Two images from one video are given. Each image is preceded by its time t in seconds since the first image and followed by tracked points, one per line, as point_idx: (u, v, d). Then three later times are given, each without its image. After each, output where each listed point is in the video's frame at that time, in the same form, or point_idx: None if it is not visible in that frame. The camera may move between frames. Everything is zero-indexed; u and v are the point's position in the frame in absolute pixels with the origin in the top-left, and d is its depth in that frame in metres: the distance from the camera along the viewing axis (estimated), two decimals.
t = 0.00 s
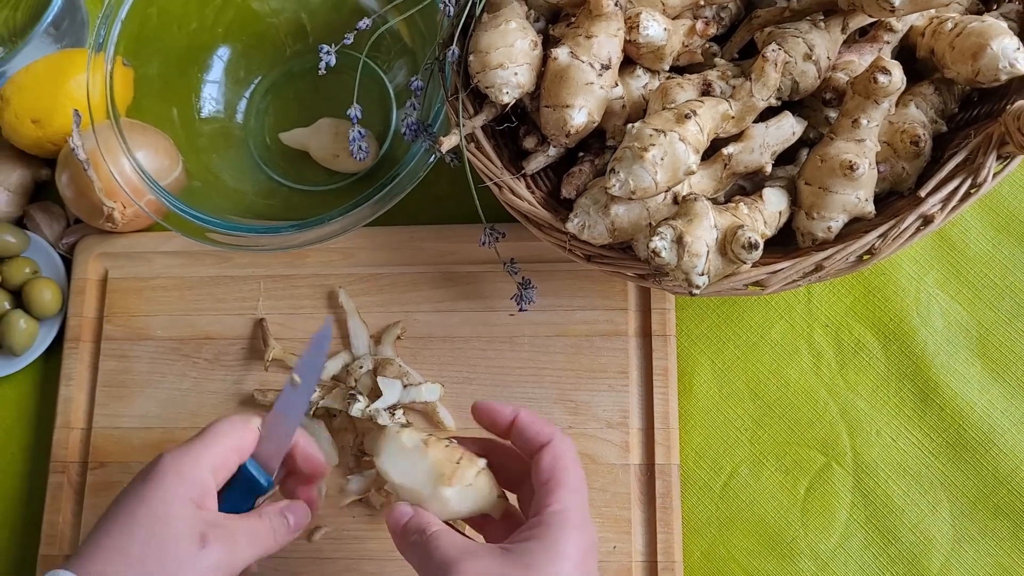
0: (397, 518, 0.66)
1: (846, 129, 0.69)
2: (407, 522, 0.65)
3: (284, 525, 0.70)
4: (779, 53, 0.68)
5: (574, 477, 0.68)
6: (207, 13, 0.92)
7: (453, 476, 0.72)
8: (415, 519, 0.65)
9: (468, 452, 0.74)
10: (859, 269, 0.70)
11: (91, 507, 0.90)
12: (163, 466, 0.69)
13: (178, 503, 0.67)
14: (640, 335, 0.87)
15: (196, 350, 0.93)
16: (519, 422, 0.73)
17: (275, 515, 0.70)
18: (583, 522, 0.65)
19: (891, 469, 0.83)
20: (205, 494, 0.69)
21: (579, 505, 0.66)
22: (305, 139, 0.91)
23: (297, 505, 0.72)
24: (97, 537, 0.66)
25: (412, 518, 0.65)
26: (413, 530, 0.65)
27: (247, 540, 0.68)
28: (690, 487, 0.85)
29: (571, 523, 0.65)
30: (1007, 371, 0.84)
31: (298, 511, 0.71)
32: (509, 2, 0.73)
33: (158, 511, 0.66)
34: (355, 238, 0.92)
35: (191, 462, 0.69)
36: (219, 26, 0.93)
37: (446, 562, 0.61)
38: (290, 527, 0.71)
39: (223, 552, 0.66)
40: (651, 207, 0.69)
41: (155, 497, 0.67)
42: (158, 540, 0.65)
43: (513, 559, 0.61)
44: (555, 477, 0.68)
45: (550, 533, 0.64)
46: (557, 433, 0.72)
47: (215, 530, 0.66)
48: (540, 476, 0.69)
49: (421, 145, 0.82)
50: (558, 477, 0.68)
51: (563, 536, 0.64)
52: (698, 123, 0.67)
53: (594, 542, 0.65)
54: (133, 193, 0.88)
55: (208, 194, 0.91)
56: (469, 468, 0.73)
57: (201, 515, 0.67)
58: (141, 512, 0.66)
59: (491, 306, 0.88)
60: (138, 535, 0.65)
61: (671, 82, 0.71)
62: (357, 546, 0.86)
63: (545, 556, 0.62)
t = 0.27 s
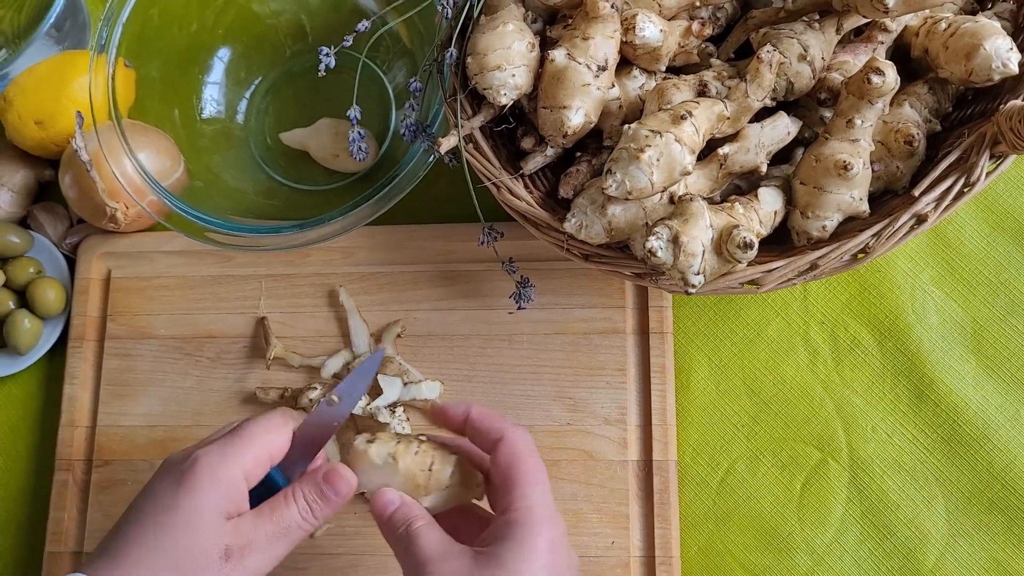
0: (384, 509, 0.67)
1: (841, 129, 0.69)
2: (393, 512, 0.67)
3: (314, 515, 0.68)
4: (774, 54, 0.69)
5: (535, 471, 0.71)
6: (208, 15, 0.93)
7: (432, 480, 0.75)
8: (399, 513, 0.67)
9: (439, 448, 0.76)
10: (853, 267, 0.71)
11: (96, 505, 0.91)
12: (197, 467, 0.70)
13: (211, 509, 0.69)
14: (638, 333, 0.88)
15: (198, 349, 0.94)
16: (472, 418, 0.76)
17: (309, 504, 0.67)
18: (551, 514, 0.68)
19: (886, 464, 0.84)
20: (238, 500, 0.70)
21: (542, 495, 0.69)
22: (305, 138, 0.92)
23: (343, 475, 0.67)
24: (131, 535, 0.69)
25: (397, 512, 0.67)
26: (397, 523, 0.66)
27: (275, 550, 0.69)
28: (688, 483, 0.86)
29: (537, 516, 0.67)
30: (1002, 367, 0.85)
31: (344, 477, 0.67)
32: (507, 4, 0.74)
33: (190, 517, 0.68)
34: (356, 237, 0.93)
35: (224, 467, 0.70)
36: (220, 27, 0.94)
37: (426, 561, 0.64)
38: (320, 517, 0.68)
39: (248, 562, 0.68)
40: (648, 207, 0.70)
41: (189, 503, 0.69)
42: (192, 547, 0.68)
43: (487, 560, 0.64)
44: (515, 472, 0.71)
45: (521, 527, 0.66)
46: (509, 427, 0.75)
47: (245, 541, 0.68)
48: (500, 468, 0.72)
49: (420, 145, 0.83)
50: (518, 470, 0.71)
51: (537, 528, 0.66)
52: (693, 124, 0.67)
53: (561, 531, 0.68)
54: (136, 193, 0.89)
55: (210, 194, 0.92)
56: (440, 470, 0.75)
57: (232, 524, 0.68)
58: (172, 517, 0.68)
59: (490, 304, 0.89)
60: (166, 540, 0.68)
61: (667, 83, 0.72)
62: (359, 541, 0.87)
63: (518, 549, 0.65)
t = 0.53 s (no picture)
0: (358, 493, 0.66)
1: (835, 129, 0.70)
2: (384, 509, 0.68)
3: (308, 503, 0.71)
4: (768, 55, 0.69)
5: (509, 474, 0.72)
6: (204, 13, 0.93)
7: (399, 479, 0.78)
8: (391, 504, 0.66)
9: (409, 448, 0.79)
10: (847, 267, 0.71)
11: (92, 503, 0.91)
12: (201, 463, 0.71)
13: (212, 505, 0.70)
14: (633, 331, 0.88)
15: (195, 347, 0.94)
16: (440, 432, 0.77)
17: (302, 492, 0.71)
18: (528, 508, 0.69)
19: (880, 462, 0.85)
20: (239, 495, 0.72)
21: (518, 492, 0.71)
22: (301, 137, 0.92)
23: (331, 459, 0.70)
24: (133, 527, 0.71)
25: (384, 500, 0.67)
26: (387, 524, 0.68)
27: (273, 541, 0.73)
28: (683, 480, 0.86)
29: (515, 510, 0.69)
30: (994, 366, 0.86)
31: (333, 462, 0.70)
32: (502, 4, 0.74)
33: (195, 515, 0.69)
34: (352, 236, 0.93)
35: (227, 465, 0.71)
36: (215, 26, 0.94)
37: (414, 562, 0.65)
38: (313, 504, 0.72)
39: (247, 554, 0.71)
40: (643, 207, 0.70)
41: (193, 500, 0.70)
42: (193, 542, 0.69)
43: (469, 559, 0.65)
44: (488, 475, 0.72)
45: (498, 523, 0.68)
46: (478, 435, 0.76)
47: (246, 533, 0.71)
48: (472, 475, 0.73)
49: (416, 145, 0.83)
50: (491, 472, 0.72)
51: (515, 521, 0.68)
52: (688, 124, 0.68)
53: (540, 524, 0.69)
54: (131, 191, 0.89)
55: (206, 193, 0.92)
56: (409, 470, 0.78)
57: (234, 519, 0.71)
58: (176, 514, 0.70)
59: (486, 303, 0.90)
60: (170, 537, 0.69)
61: (662, 83, 0.72)
62: (355, 539, 0.87)
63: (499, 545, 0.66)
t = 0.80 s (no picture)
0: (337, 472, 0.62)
1: (823, 128, 0.70)
2: (348, 514, 0.68)
3: (298, 488, 0.72)
4: (757, 54, 0.70)
5: (494, 471, 0.72)
6: (197, 11, 0.93)
7: (363, 484, 0.75)
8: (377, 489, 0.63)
9: (383, 455, 0.77)
10: (835, 264, 0.72)
11: (85, 500, 0.92)
12: (200, 455, 0.72)
13: (212, 497, 0.71)
14: (624, 328, 0.89)
15: (187, 344, 0.94)
16: (418, 439, 0.76)
17: (293, 477, 0.71)
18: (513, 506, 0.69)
19: (868, 457, 0.86)
20: (237, 485, 0.72)
21: (503, 489, 0.71)
22: (293, 135, 0.92)
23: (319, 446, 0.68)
24: (135, 516, 0.72)
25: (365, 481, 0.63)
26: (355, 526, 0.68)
27: (270, 529, 0.74)
28: (674, 476, 0.87)
29: (499, 508, 0.69)
30: (981, 362, 0.87)
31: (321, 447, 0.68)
32: (494, 2, 0.75)
33: (194, 508, 0.70)
34: (344, 234, 0.93)
35: (224, 456, 0.72)
36: (208, 24, 0.94)
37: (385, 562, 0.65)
38: (304, 490, 0.72)
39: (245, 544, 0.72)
40: (633, 204, 0.70)
41: (191, 493, 0.71)
42: (194, 535, 0.70)
43: (445, 558, 0.65)
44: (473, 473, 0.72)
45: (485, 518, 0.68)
46: (461, 435, 0.75)
47: (243, 523, 0.72)
48: (456, 474, 0.73)
49: (407, 142, 0.83)
50: (475, 470, 0.72)
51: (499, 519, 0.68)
52: (678, 122, 0.68)
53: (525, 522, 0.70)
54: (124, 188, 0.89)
55: (199, 190, 0.92)
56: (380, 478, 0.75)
57: (231, 510, 0.72)
58: (176, 506, 0.70)
59: (477, 300, 0.90)
60: (171, 529, 0.70)
61: (652, 82, 0.73)
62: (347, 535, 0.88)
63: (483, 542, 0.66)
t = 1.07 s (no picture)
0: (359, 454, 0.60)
1: (814, 128, 0.71)
2: (318, 508, 0.69)
3: (287, 472, 0.72)
4: (748, 55, 0.70)
5: (467, 471, 0.72)
6: (191, 10, 0.93)
7: (342, 478, 0.76)
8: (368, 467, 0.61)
9: (366, 455, 0.78)
10: (825, 264, 0.72)
11: (80, 497, 0.92)
12: (189, 451, 0.73)
13: (201, 492, 0.72)
14: (617, 327, 0.89)
15: (182, 342, 0.94)
16: (400, 439, 0.77)
17: (278, 461, 0.72)
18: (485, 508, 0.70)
19: (859, 455, 0.86)
20: (226, 480, 0.73)
21: (476, 490, 0.71)
22: (288, 134, 0.93)
23: (305, 421, 0.71)
24: (124, 514, 0.73)
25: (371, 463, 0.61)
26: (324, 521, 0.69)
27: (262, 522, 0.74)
28: (666, 474, 0.87)
29: (471, 507, 0.69)
30: (971, 360, 0.87)
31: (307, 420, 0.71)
32: (487, 3, 0.75)
33: (184, 502, 0.71)
34: (339, 232, 0.94)
35: (214, 451, 0.73)
36: (203, 23, 0.94)
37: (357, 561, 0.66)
38: (294, 476, 0.73)
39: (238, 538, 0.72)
40: (625, 204, 0.71)
41: (181, 488, 0.72)
42: (183, 530, 0.71)
43: (413, 559, 0.65)
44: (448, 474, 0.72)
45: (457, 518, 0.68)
46: (442, 436, 0.76)
47: (234, 516, 0.72)
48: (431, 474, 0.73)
49: (401, 141, 0.84)
50: (452, 469, 0.72)
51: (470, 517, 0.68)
52: (669, 122, 0.69)
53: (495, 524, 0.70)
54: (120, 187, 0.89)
55: (193, 189, 0.92)
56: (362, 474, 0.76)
57: (221, 504, 0.72)
58: (166, 502, 0.71)
59: (471, 298, 0.91)
60: (162, 525, 0.71)
61: (644, 82, 0.73)
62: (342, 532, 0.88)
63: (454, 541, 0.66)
